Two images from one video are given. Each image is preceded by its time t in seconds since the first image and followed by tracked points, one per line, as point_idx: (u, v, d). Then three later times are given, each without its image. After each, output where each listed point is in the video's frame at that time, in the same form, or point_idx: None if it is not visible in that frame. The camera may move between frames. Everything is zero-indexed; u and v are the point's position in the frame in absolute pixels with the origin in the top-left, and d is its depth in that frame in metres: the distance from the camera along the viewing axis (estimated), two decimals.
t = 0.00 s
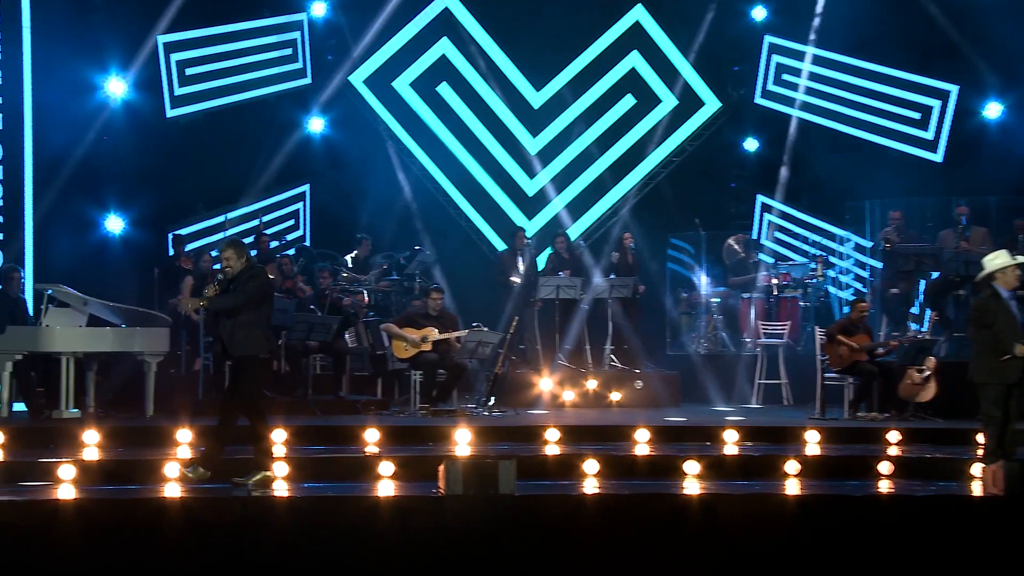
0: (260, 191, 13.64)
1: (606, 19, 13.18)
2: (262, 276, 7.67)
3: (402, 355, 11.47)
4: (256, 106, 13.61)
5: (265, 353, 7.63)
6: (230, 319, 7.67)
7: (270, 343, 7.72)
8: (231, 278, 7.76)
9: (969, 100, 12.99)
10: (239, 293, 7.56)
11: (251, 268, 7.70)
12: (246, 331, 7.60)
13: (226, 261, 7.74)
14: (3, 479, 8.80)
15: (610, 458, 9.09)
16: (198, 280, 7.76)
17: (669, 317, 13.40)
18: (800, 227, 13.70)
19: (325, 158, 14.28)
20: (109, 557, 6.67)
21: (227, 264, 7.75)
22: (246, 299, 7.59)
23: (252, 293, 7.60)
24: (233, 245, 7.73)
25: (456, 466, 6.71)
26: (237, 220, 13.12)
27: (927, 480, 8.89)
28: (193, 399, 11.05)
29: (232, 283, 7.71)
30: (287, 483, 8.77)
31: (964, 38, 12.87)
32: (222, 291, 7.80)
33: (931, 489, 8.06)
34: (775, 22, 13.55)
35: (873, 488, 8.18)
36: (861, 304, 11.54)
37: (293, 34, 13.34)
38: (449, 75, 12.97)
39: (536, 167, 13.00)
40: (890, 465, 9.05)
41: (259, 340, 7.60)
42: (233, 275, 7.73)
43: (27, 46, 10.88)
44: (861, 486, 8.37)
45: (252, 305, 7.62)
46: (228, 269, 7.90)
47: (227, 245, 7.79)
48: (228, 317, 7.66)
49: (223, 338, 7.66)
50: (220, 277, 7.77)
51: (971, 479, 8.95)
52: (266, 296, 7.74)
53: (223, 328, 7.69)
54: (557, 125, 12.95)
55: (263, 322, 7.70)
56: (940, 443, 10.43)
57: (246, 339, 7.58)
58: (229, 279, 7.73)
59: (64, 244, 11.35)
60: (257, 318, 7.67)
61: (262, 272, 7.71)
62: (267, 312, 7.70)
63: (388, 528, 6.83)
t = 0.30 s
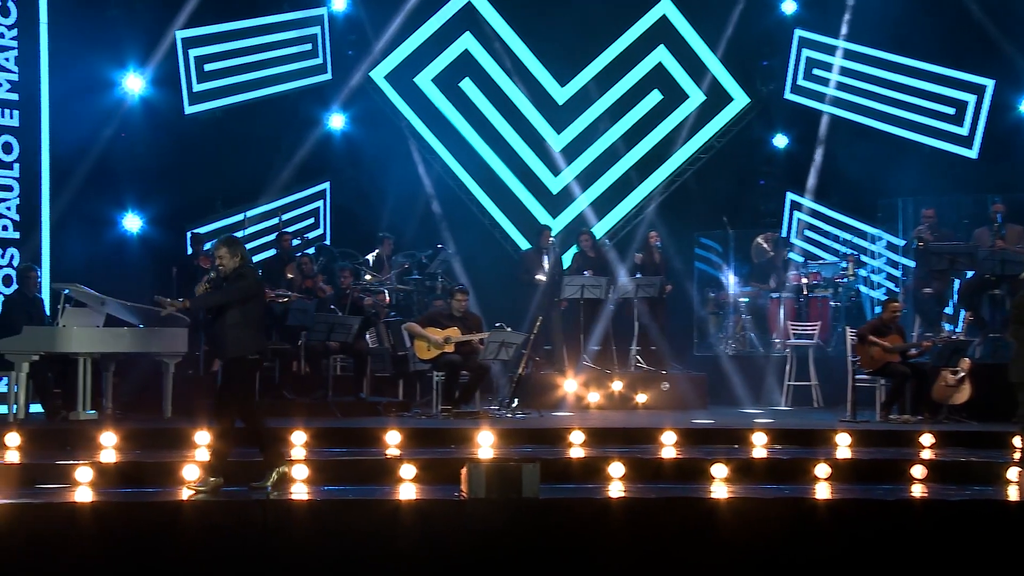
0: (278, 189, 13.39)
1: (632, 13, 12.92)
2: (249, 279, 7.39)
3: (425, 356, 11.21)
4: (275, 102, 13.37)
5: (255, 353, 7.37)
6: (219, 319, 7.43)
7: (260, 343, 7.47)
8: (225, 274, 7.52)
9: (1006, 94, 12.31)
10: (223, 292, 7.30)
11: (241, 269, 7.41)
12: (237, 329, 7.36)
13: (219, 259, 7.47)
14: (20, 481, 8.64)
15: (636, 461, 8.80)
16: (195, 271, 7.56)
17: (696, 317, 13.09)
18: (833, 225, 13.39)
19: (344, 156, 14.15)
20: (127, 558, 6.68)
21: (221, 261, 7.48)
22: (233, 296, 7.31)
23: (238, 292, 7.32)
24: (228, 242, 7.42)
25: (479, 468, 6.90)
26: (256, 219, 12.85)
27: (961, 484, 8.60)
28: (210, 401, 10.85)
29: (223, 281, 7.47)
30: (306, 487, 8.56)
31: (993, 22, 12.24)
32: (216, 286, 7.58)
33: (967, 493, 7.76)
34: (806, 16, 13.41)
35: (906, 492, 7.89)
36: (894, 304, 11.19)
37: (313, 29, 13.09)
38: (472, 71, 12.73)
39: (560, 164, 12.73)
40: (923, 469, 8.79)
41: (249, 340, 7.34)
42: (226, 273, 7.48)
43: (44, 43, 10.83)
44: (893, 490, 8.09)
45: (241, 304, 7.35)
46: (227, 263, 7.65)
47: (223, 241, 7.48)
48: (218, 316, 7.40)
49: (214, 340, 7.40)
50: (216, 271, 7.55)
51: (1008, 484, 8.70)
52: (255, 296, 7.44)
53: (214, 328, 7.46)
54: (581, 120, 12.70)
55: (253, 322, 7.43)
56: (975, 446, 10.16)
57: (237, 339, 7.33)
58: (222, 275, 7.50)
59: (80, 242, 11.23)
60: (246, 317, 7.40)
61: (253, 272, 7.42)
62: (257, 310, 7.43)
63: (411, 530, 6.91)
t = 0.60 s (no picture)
0: (297, 187, 13.17)
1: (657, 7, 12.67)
2: (248, 276, 7.22)
3: (445, 356, 10.97)
4: (293, 96, 13.12)
5: (241, 355, 7.19)
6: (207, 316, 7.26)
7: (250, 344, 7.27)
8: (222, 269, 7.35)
9: None
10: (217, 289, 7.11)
11: (236, 266, 7.24)
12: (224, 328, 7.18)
13: (216, 254, 7.29)
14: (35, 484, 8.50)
15: (660, 464, 8.55)
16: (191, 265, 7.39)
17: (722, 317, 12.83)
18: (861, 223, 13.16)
19: (364, 152, 13.98)
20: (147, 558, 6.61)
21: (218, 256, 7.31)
22: (228, 294, 7.14)
23: (234, 290, 7.16)
24: (226, 238, 7.24)
25: (501, 472, 6.79)
26: (274, 218, 12.69)
27: (996, 489, 8.32)
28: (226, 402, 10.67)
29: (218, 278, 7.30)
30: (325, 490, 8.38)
31: None
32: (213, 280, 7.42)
33: (1001, 498, 7.48)
34: (835, 9, 12.99)
35: (939, 498, 7.61)
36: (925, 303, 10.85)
37: (331, 24, 12.87)
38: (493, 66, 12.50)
39: (583, 162, 12.48)
40: (955, 473, 8.52)
41: (234, 341, 7.16)
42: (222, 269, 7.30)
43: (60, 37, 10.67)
44: (924, 496, 7.80)
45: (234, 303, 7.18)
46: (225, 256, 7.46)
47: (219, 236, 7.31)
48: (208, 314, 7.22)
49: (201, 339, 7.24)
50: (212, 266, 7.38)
51: None
52: (249, 294, 7.26)
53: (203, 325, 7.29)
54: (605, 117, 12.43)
55: (244, 322, 7.25)
56: (1011, 451, 9.87)
57: (225, 339, 7.17)
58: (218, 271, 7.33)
59: (96, 240, 11.10)
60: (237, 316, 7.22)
61: (248, 270, 7.24)
62: (251, 308, 7.24)
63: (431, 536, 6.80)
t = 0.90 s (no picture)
0: (315, 183, 13.05)
1: None
2: (246, 273, 7.11)
3: (467, 358, 10.67)
4: (311, 90, 12.78)
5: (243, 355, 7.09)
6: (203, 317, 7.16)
7: (251, 342, 7.19)
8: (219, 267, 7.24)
9: None
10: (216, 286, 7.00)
11: (236, 262, 7.12)
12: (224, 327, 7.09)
13: (213, 252, 7.18)
14: (47, 487, 8.28)
15: (689, 468, 8.18)
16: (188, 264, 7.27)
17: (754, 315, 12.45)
18: (898, 219, 12.87)
19: (385, 147, 13.81)
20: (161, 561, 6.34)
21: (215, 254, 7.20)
22: (229, 292, 7.04)
23: (234, 287, 7.05)
24: (224, 235, 7.13)
25: (526, 475, 6.47)
26: (291, 214, 12.60)
27: None
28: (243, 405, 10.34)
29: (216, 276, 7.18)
30: (344, 495, 8.08)
31: None
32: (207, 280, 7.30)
33: None
34: None
35: (981, 504, 7.20)
36: (965, 302, 10.42)
37: (352, 15, 12.49)
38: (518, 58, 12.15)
39: (610, 157, 12.06)
40: (997, 478, 8.04)
41: (237, 339, 7.07)
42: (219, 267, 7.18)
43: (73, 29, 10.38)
44: (965, 502, 7.39)
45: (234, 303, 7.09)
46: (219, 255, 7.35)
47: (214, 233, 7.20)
48: (206, 313, 7.10)
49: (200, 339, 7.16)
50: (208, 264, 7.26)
51: None
52: (250, 292, 7.16)
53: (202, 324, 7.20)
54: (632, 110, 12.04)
55: (244, 320, 7.16)
56: None
57: (225, 338, 7.07)
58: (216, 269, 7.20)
59: (110, 238, 10.85)
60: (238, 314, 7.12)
61: (250, 266, 7.14)
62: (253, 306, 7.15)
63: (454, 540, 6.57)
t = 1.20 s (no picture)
0: (328, 178, 12.64)
1: None
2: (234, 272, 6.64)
3: (482, 359, 10.37)
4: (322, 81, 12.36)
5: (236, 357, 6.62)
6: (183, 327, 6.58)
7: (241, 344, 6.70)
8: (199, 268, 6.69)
9: None
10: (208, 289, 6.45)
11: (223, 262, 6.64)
12: (213, 331, 6.52)
13: (192, 252, 6.61)
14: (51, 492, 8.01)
15: (712, 472, 7.83)
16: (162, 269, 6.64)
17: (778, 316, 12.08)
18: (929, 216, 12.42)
19: (397, 142, 13.34)
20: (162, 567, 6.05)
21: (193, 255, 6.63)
22: (222, 294, 6.54)
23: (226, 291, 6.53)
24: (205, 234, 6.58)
25: (542, 480, 6.28)
26: (302, 210, 12.17)
27: None
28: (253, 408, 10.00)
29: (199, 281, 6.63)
30: (355, 500, 7.77)
31: None
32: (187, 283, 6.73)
33: None
34: None
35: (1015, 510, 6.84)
36: (998, 301, 10.02)
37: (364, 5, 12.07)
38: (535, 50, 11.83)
39: (630, 151, 11.72)
40: None
41: (231, 341, 6.56)
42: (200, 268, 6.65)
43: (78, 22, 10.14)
44: (999, 508, 7.02)
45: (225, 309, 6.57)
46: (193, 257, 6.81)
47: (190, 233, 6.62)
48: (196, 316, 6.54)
49: (184, 348, 6.57)
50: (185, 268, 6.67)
51: None
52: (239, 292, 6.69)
53: (187, 333, 6.61)
54: (653, 103, 11.70)
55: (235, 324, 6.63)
56: None
57: (217, 342, 6.52)
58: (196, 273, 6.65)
59: (116, 235, 10.62)
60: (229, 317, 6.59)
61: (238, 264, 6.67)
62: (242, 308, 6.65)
63: (469, 549, 6.29)
